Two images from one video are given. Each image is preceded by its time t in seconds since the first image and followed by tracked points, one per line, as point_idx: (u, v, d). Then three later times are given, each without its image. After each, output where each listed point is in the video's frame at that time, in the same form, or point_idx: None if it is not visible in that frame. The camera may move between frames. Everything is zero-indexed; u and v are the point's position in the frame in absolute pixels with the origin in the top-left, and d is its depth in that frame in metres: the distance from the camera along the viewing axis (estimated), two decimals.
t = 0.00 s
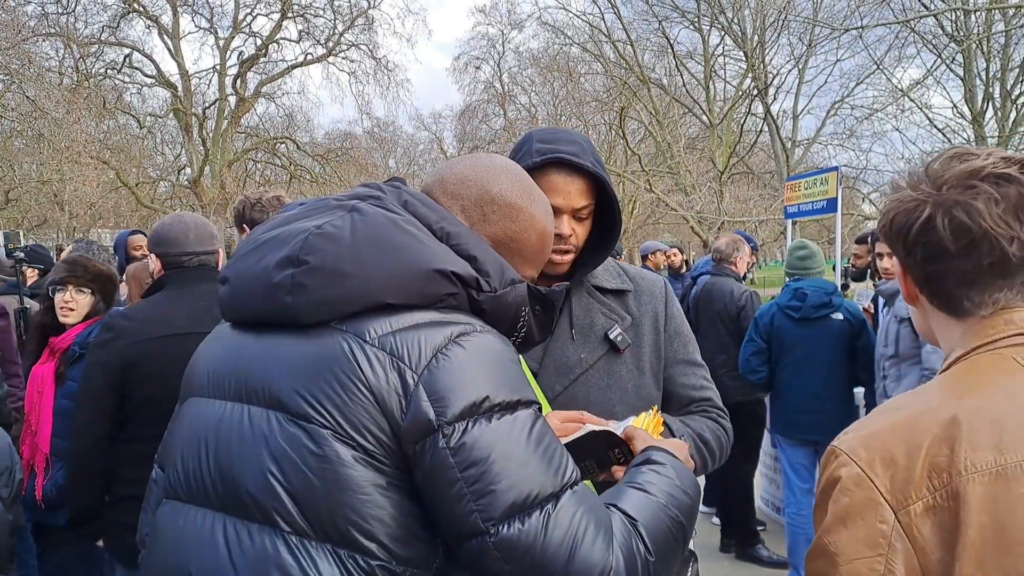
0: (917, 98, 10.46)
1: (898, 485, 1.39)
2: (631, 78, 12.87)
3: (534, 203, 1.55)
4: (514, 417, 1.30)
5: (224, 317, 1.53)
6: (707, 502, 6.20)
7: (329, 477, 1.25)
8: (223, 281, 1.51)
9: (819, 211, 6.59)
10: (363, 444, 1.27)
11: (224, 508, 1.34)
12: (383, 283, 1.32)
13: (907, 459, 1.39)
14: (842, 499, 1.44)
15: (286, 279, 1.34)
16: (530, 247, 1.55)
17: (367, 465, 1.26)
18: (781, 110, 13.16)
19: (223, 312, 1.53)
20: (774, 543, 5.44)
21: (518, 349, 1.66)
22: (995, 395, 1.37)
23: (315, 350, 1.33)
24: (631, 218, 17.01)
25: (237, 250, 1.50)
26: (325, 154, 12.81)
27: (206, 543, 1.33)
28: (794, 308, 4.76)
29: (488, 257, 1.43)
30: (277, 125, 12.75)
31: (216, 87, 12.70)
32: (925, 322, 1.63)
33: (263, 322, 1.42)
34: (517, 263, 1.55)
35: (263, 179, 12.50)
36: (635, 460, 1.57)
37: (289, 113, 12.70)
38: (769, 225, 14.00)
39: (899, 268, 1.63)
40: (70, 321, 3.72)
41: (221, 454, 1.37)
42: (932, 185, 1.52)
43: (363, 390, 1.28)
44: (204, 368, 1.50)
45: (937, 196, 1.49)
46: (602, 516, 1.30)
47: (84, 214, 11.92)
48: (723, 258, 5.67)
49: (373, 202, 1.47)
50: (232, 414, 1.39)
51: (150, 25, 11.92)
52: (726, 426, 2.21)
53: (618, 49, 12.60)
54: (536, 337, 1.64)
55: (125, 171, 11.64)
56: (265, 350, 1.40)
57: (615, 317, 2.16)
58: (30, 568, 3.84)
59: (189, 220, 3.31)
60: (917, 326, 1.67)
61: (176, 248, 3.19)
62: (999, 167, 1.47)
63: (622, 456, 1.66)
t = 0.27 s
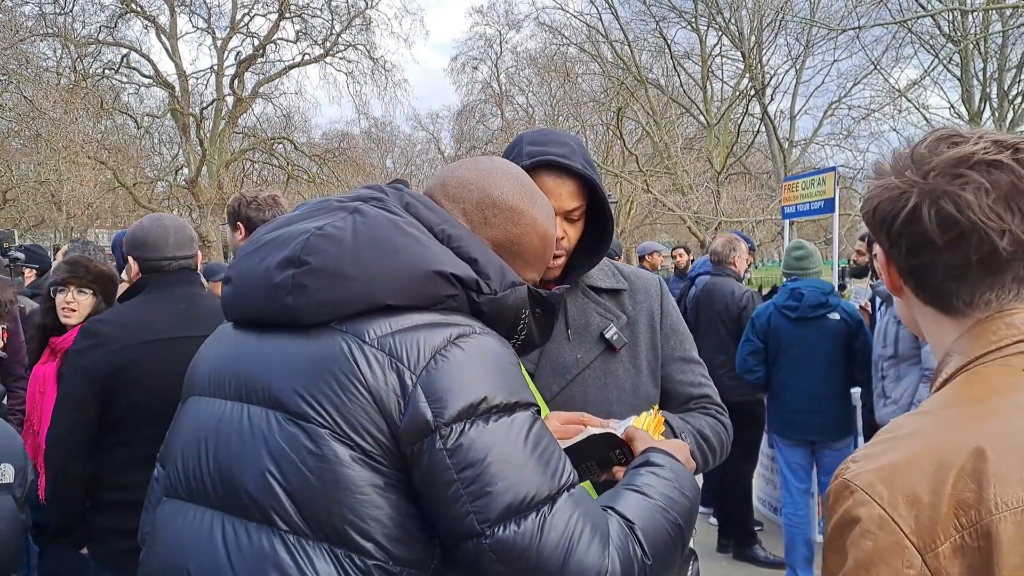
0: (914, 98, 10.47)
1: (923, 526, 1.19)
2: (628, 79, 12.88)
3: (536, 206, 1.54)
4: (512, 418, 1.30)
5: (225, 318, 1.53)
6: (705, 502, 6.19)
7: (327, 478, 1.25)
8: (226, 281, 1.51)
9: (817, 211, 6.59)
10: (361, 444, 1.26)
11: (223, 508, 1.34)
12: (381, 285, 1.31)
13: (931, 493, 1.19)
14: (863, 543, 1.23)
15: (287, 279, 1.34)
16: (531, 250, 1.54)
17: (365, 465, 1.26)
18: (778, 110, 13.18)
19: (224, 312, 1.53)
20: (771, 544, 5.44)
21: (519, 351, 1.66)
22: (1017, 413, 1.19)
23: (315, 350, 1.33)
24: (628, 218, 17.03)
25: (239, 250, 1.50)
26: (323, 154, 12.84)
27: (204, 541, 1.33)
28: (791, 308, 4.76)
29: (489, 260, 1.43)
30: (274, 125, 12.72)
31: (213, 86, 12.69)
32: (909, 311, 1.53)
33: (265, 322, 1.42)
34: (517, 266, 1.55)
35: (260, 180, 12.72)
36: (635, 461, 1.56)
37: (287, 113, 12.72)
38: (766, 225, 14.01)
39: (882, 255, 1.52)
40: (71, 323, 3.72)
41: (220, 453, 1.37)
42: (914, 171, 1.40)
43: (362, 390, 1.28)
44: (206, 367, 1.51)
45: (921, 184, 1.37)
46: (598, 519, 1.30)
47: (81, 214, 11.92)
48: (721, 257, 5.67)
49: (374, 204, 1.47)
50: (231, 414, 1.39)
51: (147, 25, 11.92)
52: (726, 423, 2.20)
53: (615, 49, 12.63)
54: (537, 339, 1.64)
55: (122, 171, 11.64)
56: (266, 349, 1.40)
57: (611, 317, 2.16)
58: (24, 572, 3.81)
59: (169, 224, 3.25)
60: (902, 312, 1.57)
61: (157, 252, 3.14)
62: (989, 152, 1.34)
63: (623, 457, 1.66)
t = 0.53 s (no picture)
0: (913, 98, 10.48)
1: (947, 545, 1.13)
2: (626, 79, 12.89)
3: (537, 208, 1.54)
4: (511, 419, 1.30)
5: (226, 318, 1.53)
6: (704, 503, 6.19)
7: (326, 477, 1.25)
8: (226, 280, 1.51)
9: (815, 211, 6.60)
10: (359, 444, 1.26)
11: (222, 507, 1.34)
12: (382, 286, 1.31)
13: (954, 513, 1.13)
14: (884, 565, 1.15)
15: (287, 279, 1.34)
16: (533, 252, 1.54)
17: (363, 465, 1.26)
18: (776, 110, 13.19)
19: (225, 313, 1.53)
20: (769, 544, 5.43)
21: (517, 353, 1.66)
22: None
23: (315, 349, 1.33)
24: (626, 218, 17.04)
25: (240, 250, 1.50)
26: (321, 154, 12.86)
27: (203, 541, 1.33)
28: (787, 309, 4.76)
29: (488, 261, 1.42)
30: (273, 125, 12.69)
31: (212, 86, 12.68)
32: (902, 305, 1.52)
33: (265, 322, 1.42)
34: (518, 268, 1.54)
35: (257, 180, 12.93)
36: (632, 463, 1.56)
37: (285, 113, 12.71)
38: (764, 225, 14.02)
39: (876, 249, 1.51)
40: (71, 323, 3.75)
41: (219, 452, 1.36)
42: (910, 161, 1.40)
43: (361, 390, 1.28)
44: (205, 366, 1.50)
45: (918, 175, 1.36)
46: (596, 520, 1.30)
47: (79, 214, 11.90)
48: (723, 258, 5.69)
49: (375, 204, 1.47)
50: (231, 414, 1.39)
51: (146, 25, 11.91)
52: (722, 422, 2.19)
53: (613, 49, 12.63)
54: (536, 340, 1.64)
55: (121, 171, 11.64)
56: (267, 349, 1.40)
57: (607, 318, 2.16)
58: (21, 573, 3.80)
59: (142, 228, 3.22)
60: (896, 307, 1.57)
61: (134, 256, 3.11)
62: (989, 142, 1.33)
63: (621, 456, 1.65)
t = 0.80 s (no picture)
0: (912, 98, 10.49)
1: (951, 551, 1.12)
2: (626, 79, 12.89)
3: (536, 210, 1.54)
4: (509, 419, 1.30)
5: (226, 318, 1.53)
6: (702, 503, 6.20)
7: (324, 477, 1.24)
8: (226, 280, 1.51)
9: (814, 211, 6.60)
10: (358, 444, 1.26)
11: (221, 507, 1.34)
12: (382, 285, 1.31)
13: (959, 518, 1.12)
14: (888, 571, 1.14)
15: (287, 280, 1.34)
16: (532, 253, 1.53)
17: (361, 464, 1.26)
18: (776, 110, 13.19)
19: (225, 313, 1.53)
20: (767, 544, 5.43)
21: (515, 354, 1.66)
22: None
23: (314, 350, 1.33)
24: (625, 217, 17.03)
25: (240, 250, 1.50)
26: (320, 154, 12.87)
27: (201, 541, 1.33)
28: (785, 309, 4.76)
29: (488, 262, 1.42)
30: (272, 125, 12.64)
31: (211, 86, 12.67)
32: (888, 309, 1.53)
33: (265, 322, 1.42)
34: (517, 269, 1.54)
35: (257, 180, 12.94)
36: (630, 464, 1.56)
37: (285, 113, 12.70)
38: (764, 225, 14.02)
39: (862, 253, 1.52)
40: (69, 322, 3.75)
41: (218, 452, 1.36)
42: (896, 163, 1.41)
43: (361, 390, 1.28)
44: (205, 367, 1.50)
45: (906, 176, 1.37)
46: (593, 520, 1.30)
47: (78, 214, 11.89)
48: (728, 258, 5.70)
49: (376, 205, 1.46)
50: (230, 414, 1.39)
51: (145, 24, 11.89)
52: (719, 423, 2.20)
53: (612, 49, 12.62)
54: (535, 341, 1.64)
55: (120, 171, 11.63)
56: (266, 349, 1.40)
57: (604, 318, 2.16)
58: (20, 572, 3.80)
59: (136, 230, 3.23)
60: (881, 310, 1.58)
61: (125, 257, 3.14)
62: (977, 143, 1.34)
63: (618, 456, 1.66)
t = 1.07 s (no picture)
0: (912, 99, 10.49)
1: (940, 552, 1.11)
2: (625, 79, 12.89)
3: (535, 212, 1.54)
4: (508, 420, 1.30)
5: (226, 318, 1.53)
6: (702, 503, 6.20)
7: (323, 478, 1.24)
8: (226, 281, 1.51)
9: (814, 211, 6.60)
10: (358, 444, 1.26)
11: (220, 507, 1.34)
12: (380, 286, 1.31)
13: (946, 517, 1.12)
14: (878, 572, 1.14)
15: (287, 280, 1.34)
16: (530, 254, 1.54)
17: (361, 464, 1.26)
18: (775, 110, 13.19)
19: (225, 313, 1.53)
20: (767, 545, 5.43)
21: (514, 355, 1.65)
22: None
23: (314, 349, 1.33)
24: (625, 218, 17.03)
25: (239, 251, 1.50)
26: (319, 154, 12.90)
27: (201, 541, 1.33)
28: (784, 309, 4.76)
29: (488, 263, 1.42)
30: (271, 125, 12.67)
31: (211, 86, 12.66)
32: (875, 318, 1.54)
33: (265, 323, 1.42)
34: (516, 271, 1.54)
35: (256, 180, 12.93)
36: (630, 465, 1.56)
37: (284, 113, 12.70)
38: (764, 225, 14.02)
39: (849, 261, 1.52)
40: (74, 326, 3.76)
41: (217, 451, 1.36)
42: (876, 170, 1.42)
43: (360, 390, 1.28)
44: (205, 367, 1.50)
45: (887, 184, 1.37)
46: (591, 521, 1.30)
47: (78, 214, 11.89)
48: (733, 257, 5.70)
49: (375, 205, 1.46)
50: (229, 414, 1.39)
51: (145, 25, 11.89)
52: (718, 424, 2.20)
53: (612, 49, 12.63)
54: (534, 342, 1.64)
55: (120, 171, 11.62)
56: (266, 349, 1.40)
57: (605, 318, 2.16)
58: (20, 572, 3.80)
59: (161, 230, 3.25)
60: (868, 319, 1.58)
61: (143, 256, 3.15)
62: (956, 150, 1.35)
63: (618, 457, 1.66)
